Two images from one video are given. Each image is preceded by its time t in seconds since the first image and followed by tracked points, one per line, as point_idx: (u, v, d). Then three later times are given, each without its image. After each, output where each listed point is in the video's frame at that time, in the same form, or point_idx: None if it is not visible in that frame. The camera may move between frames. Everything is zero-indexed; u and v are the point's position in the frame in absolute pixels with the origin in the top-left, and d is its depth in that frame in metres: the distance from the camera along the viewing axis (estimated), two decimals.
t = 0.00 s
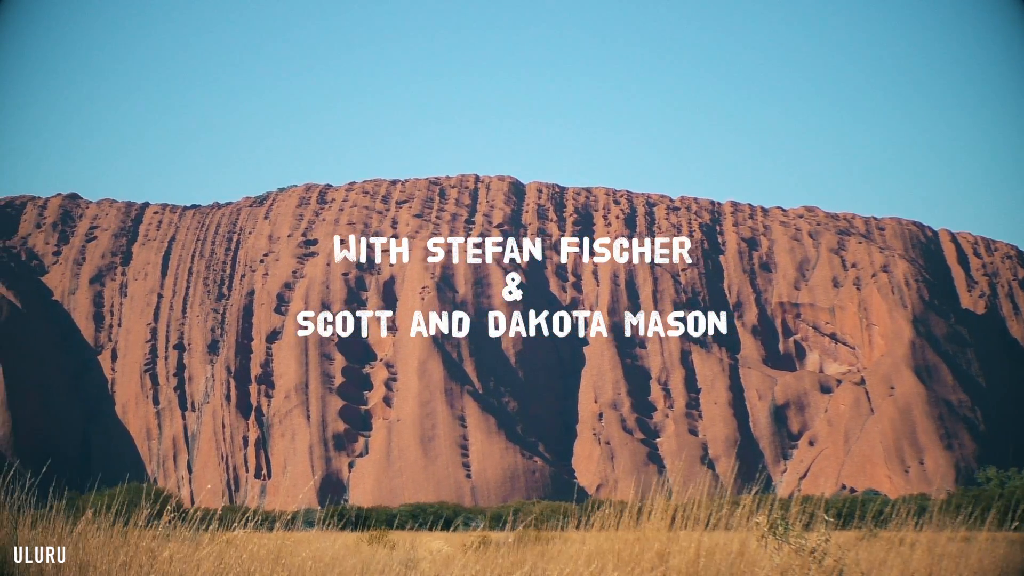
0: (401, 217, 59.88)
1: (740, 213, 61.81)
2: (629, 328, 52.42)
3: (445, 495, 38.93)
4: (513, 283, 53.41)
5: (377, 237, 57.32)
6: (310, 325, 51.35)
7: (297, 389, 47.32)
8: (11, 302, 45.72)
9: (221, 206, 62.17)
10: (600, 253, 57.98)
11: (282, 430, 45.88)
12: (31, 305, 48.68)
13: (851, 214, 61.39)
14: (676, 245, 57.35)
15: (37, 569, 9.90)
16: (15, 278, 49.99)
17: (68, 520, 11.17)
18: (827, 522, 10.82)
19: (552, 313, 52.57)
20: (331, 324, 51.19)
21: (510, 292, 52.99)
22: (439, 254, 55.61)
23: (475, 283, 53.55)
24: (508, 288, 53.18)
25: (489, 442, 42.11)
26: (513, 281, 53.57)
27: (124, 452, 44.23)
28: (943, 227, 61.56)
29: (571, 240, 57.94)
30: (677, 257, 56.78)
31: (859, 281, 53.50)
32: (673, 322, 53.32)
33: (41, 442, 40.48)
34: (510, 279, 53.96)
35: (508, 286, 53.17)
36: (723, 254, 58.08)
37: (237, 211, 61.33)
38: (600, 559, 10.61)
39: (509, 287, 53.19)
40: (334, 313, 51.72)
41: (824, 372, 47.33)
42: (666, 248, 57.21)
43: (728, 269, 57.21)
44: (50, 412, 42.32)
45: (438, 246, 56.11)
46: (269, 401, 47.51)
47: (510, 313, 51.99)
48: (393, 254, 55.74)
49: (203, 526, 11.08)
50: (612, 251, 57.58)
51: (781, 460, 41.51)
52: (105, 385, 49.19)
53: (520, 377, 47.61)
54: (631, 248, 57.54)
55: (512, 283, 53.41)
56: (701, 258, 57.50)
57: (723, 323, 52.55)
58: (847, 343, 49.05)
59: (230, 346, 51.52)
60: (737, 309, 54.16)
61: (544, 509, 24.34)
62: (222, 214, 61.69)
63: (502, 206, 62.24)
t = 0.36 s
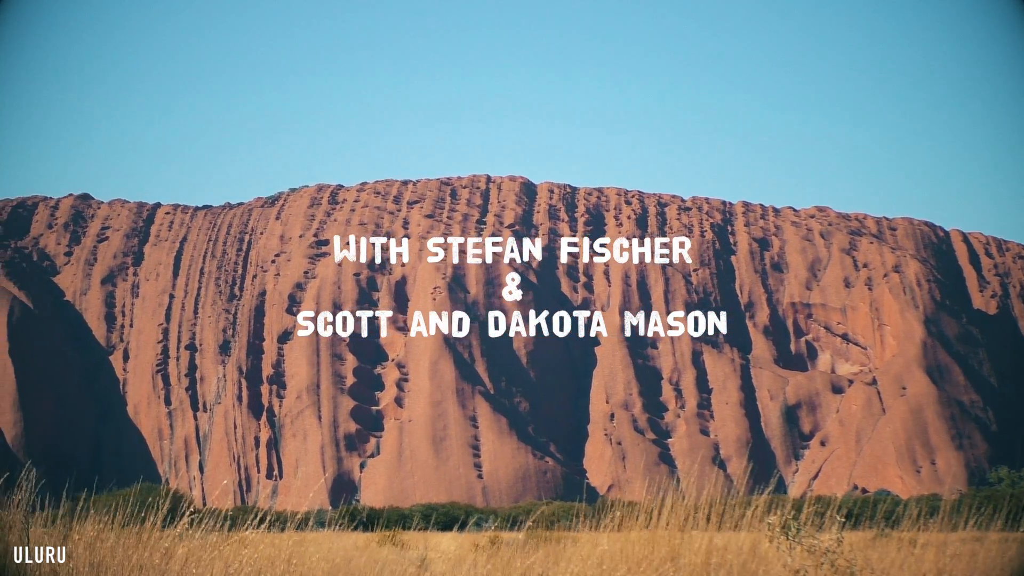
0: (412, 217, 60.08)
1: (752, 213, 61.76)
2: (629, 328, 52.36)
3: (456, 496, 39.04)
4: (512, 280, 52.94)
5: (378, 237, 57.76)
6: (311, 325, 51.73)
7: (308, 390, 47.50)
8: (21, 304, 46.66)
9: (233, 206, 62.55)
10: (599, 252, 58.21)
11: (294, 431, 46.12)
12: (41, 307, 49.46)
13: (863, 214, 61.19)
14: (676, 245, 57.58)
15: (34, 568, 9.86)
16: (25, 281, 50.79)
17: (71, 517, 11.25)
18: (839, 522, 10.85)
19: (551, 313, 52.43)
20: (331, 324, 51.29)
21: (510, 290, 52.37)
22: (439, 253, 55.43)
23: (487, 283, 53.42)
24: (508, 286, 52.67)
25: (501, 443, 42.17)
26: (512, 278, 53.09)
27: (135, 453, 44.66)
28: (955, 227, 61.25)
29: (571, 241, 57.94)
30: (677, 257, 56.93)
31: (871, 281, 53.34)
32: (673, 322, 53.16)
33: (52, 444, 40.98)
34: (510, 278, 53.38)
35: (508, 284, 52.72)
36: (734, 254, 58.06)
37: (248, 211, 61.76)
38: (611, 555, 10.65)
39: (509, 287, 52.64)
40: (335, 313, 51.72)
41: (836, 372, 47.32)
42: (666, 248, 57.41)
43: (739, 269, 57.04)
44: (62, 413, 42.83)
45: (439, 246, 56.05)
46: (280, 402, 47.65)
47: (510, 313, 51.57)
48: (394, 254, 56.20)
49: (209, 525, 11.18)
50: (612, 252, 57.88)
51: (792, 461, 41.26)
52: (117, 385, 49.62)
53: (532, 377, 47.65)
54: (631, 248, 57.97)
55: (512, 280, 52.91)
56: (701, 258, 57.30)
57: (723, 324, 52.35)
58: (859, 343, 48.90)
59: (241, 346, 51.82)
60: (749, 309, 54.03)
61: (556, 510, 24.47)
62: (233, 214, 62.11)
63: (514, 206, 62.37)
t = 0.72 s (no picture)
0: (427, 218, 60.30)
1: (766, 213, 61.66)
2: (629, 328, 52.14)
3: (470, 495, 39.44)
4: (512, 280, 53.10)
5: (376, 237, 58.05)
6: (311, 325, 52.30)
7: (322, 389, 47.88)
8: (36, 305, 47.07)
9: (248, 206, 63.00)
10: (599, 251, 58.22)
11: (309, 431, 46.39)
12: (56, 308, 49.98)
13: (877, 214, 60.99)
14: (679, 245, 57.32)
15: (32, 567, 9.99)
16: (39, 282, 51.38)
17: (73, 515, 11.38)
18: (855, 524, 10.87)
19: (551, 313, 51.96)
20: (331, 324, 52.06)
21: (512, 291, 52.43)
22: (439, 252, 56.15)
23: (501, 283, 53.63)
24: (507, 287, 52.97)
25: (515, 443, 42.34)
26: (511, 278, 53.36)
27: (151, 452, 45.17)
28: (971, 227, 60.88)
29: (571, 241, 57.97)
30: (676, 258, 56.78)
31: (885, 281, 53.15)
32: (674, 322, 53.21)
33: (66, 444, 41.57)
34: (512, 279, 53.15)
35: (507, 284, 53.08)
36: (748, 255, 57.95)
37: (263, 212, 62.19)
38: (626, 554, 10.77)
39: (508, 288, 52.78)
40: (335, 313, 52.57)
41: (849, 372, 47.33)
42: (666, 248, 57.36)
43: (753, 270, 56.94)
44: (77, 413, 43.31)
45: (438, 245, 56.43)
46: (294, 402, 48.22)
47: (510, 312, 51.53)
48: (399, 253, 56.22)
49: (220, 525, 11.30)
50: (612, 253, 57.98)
51: (807, 461, 41.65)
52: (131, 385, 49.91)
53: (545, 377, 47.80)
54: (631, 248, 58.70)
55: (512, 280, 53.10)
56: (701, 258, 57.03)
57: (723, 323, 52.26)
58: (873, 344, 48.75)
59: (256, 347, 52.15)
60: (763, 309, 53.96)
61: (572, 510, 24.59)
62: (248, 214, 62.53)
63: (528, 206, 62.50)
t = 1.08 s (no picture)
0: (440, 218, 60.52)
1: (779, 214, 61.57)
2: (629, 328, 52.35)
3: (483, 496, 39.64)
4: (513, 280, 52.92)
5: (378, 238, 58.33)
6: (311, 325, 52.67)
7: (336, 390, 48.02)
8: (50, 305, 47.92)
9: (261, 207, 63.38)
10: (601, 253, 58.02)
11: (321, 431, 46.69)
12: (68, 308, 50.72)
13: (890, 215, 60.80)
14: (680, 244, 56.93)
15: (37, 567, 10.03)
16: (52, 284, 52.29)
17: (77, 514, 11.53)
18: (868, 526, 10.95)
19: (550, 313, 51.58)
20: (331, 324, 52.21)
21: (512, 290, 52.24)
22: (439, 253, 56.59)
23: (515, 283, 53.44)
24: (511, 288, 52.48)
25: (529, 443, 42.47)
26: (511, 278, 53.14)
27: (164, 453, 45.71)
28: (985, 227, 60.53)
29: (571, 241, 57.92)
30: (677, 257, 56.50)
31: (898, 282, 52.94)
32: (673, 322, 53.33)
33: (80, 444, 42.26)
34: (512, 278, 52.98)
35: (507, 284, 52.83)
36: (761, 255, 57.86)
37: (276, 212, 62.57)
38: (639, 555, 10.93)
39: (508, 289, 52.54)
40: (335, 313, 52.64)
41: (862, 373, 47.24)
42: (666, 248, 57.22)
43: (766, 270, 56.82)
44: (90, 414, 43.97)
45: (438, 245, 56.82)
46: (307, 402, 48.44)
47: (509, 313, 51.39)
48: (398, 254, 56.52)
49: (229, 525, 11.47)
50: (613, 251, 58.06)
51: (820, 461, 41.65)
52: (144, 386, 50.46)
53: (558, 378, 47.84)
54: (631, 248, 58.61)
55: (512, 280, 52.93)
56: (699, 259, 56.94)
57: (723, 323, 52.26)
58: (886, 344, 48.62)
59: (268, 347, 52.45)
60: (776, 309, 53.86)
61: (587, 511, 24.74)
62: (261, 215, 62.90)
63: (541, 207, 62.61)
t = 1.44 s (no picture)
0: (455, 218, 60.81)
1: (794, 213, 61.49)
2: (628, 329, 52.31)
3: (498, 496, 39.92)
4: (513, 280, 52.82)
5: (392, 237, 58.55)
6: (311, 325, 53.65)
7: (351, 390, 48.36)
8: (65, 304, 48.43)
9: (277, 207, 63.87)
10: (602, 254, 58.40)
11: (337, 431, 47.29)
12: (84, 309, 51.30)
13: (905, 214, 60.63)
14: (679, 245, 57.13)
15: (41, 567, 10.32)
16: (68, 284, 52.87)
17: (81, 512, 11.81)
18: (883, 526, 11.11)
19: (551, 313, 51.43)
20: (331, 324, 53.40)
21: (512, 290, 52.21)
22: (440, 252, 57.10)
23: (529, 284, 53.15)
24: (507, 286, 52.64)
25: (544, 443, 42.62)
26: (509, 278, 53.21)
27: (179, 452, 46.23)
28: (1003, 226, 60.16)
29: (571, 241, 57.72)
30: (676, 257, 56.72)
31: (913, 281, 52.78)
32: (673, 322, 53.25)
33: (95, 445, 42.80)
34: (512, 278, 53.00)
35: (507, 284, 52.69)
36: (777, 255, 57.79)
37: (291, 212, 63.04)
38: (656, 554, 11.11)
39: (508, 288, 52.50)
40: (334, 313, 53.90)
41: (876, 373, 47.14)
42: (666, 248, 57.13)
43: (782, 270, 56.76)
44: (106, 415, 44.50)
45: (438, 245, 57.39)
46: (322, 402, 48.89)
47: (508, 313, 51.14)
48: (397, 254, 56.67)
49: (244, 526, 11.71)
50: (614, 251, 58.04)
51: (835, 461, 41.58)
52: (160, 386, 50.94)
53: (574, 378, 47.80)
54: (631, 248, 58.24)
55: (512, 280, 52.82)
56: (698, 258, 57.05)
57: (722, 323, 51.92)
58: (901, 344, 48.58)
59: (284, 347, 52.93)
60: (792, 309, 53.82)
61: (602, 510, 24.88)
62: (276, 215, 63.38)
63: (556, 206, 62.76)
